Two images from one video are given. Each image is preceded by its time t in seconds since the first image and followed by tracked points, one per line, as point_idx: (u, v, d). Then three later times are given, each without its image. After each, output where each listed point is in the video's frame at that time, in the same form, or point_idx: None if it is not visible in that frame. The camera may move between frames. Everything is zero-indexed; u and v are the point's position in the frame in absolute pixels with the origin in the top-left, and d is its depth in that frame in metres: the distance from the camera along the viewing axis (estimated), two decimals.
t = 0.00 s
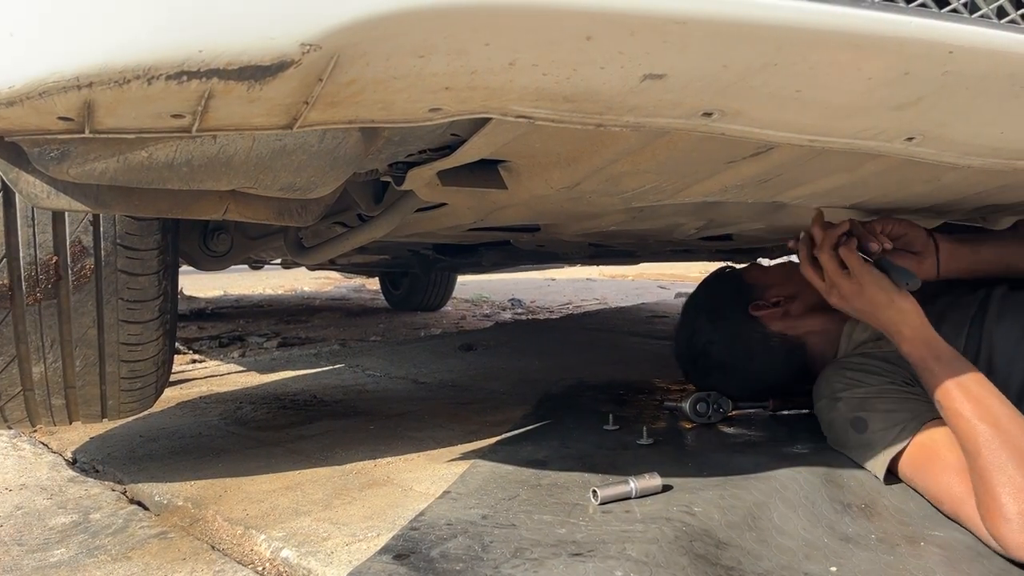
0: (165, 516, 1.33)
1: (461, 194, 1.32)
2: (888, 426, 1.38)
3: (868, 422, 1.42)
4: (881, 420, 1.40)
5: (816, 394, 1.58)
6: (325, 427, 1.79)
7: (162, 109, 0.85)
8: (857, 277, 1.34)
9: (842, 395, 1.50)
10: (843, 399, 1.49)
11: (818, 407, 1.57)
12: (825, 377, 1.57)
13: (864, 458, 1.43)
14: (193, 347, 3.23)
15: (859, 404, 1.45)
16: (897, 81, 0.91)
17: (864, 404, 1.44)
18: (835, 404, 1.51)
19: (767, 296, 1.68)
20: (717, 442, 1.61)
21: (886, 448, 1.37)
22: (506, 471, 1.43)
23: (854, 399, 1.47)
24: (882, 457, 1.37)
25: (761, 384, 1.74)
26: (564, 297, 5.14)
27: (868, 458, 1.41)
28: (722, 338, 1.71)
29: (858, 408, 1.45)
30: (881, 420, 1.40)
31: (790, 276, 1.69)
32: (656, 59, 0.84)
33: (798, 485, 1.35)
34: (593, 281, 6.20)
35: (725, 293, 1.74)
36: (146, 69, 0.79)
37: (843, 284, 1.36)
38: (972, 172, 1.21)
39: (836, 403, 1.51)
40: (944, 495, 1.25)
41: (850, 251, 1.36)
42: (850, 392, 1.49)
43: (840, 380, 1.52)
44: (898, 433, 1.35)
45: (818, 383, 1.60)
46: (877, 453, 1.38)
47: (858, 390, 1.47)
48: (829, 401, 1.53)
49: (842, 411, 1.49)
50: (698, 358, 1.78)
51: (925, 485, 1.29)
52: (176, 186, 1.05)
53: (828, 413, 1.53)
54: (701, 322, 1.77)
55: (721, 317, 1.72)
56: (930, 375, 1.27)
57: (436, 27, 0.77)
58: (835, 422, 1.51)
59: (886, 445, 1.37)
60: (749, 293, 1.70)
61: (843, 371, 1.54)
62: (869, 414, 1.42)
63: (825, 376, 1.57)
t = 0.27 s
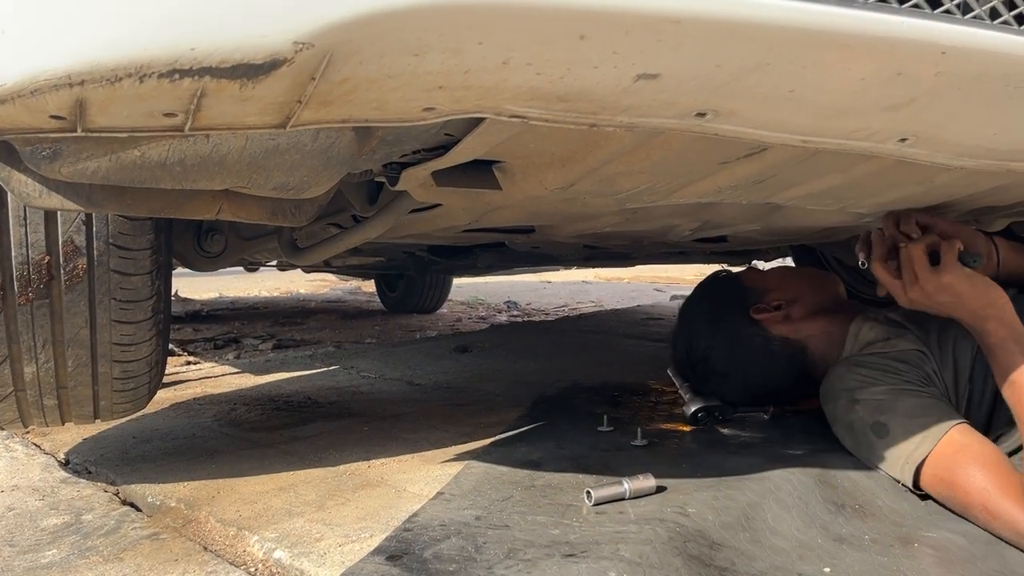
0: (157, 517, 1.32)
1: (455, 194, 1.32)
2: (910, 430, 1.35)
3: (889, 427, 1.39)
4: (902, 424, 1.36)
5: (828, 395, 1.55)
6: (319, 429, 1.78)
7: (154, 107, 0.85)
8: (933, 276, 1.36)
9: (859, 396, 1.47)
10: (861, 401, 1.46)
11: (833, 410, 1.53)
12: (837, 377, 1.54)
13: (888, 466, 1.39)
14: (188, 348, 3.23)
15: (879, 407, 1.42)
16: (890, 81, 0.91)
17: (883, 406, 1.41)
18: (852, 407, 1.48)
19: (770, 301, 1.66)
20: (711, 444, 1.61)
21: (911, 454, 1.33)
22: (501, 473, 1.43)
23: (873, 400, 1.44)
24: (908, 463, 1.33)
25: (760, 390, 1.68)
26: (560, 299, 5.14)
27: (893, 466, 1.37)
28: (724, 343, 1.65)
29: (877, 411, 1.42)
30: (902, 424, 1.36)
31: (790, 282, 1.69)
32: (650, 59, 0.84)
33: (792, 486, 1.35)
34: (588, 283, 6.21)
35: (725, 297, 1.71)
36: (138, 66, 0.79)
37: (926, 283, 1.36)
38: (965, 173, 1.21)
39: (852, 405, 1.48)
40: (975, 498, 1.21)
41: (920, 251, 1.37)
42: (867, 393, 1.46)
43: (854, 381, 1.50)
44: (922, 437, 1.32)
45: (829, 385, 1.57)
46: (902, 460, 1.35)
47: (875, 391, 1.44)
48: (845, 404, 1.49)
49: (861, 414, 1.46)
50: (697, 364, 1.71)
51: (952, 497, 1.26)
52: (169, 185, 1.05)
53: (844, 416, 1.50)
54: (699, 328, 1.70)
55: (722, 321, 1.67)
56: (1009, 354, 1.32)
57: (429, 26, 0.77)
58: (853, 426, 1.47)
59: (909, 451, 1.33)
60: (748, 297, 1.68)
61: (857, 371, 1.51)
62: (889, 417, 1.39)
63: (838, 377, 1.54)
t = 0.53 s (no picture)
0: (151, 521, 1.32)
1: (449, 198, 1.32)
2: (943, 436, 1.27)
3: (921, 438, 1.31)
4: (935, 432, 1.29)
5: (848, 409, 1.48)
6: (313, 433, 1.78)
7: (148, 111, 0.85)
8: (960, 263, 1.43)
9: (885, 408, 1.40)
10: (887, 412, 1.39)
11: (852, 424, 1.46)
12: (859, 389, 1.48)
13: (920, 480, 1.30)
14: (182, 351, 3.22)
15: (907, 418, 1.35)
16: (883, 87, 0.91)
17: (913, 415, 1.34)
18: (876, 419, 1.41)
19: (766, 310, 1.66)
20: (706, 448, 1.61)
21: (949, 463, 1.25)
22: (495, 477, 1.43)
23: (900, 411, 1.37)
24: (949, 473, 1.24)
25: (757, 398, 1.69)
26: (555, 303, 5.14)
27: (928, 479, 1.28)
28: (719, 353, 1.65)
29: (905, 421, 1.35)
30: (935, 432, 1.29)
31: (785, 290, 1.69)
32: (644, 64, 0.84)
33: (786, 490, 1.35)
34: (583, 287, 6.21)
35: (721, 304, 1.71)
36: (132, 70, 0.79)
37: (948, 269, 1.43)
38: (958, 178, 1.22)
39: (878, 417, 1.41)
40: None
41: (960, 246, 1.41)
42: (893, 404, 1.40)
43: (878, 393, 1.44)
44: (957, 442, 1.25)
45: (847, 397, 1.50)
46: (941, 471, 1.25)
47: (902, 401, 1.39)
48: (871, 416, 1.42)
49: (887, 425, 1.38)
50: (692, 373, 1.71)
51: (997, 503, 1.19)
52: (162, 189, 1.05)
53: (867, 429, 1.42)
54: (694, 336, 1.71)
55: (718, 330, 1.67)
56: None
57: (424, 31, 0.78)
58: (879, 438, 1.39)
59: (948, 460, 1.25)
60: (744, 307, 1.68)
61: (877, 383, 1.46)
62: (921, 425, 1.32)
63: (858, 389, 1.48)
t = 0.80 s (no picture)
0: (145, 525, 1.31)
1: (445, 202, 1.32)
2: (971, 399, 1.24)
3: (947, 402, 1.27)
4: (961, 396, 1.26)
5: (867, 379, 1.45)
6: (308, 436, 1.78)
7: (144, 114, 0.85)
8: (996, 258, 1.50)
9: (907, 376, 1.37)
10: (910, 378, 1.36)
11: (871, 394, 1.42)
12: (879, 361, 1.45)
13: (945, 444, 1.25)
14: (177, 355, 3.21)
15: (931, 383, 1.32)
16: (877, 91, 0.92)
17: (937, 381, 1.32)
18: (897, 387, 1.37)
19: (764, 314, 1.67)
20: (701, 451, 1.61)
21: (978, 423, 1.21)
22: (490, 480, 1.43)
23: (923, 377, 1.35)
24: (978, 433, 1.20)
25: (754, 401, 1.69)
26: (550, 306, 5.14)
27: (954, 440, 1.24)
28: (715, 357, 1.67)
29: (929, 386, 1.32)
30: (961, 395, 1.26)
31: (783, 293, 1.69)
32: (639, 69, 0.85)
33: (781, 493, 1.36)
34: (579, 290, 6.21)
35: (717, 309, 1.72)
36: (127, 73, 0.79)
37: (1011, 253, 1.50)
38: (952, 183, 1.22)
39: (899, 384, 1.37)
40: None
41: None
42: (915, 372, 1.37)
43: (898, 362, 1.42)
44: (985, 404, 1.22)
45: (865, 369, 1.47)
46: (969, 432, 1.21)
47: (925, 368, 1.36)
48: (892, 384, 1.39)
49: (909, 392, 1.35)
50: (688, 377, 1.72)
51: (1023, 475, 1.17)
52: (158, 192, 1.05)
53: (887, 398, 1.38)
54: (692, 340, 1.72)
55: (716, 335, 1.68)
56: None
57: (420, 35, 0.78)
58: (902, 405, 1.35)
59: (976, 419, 1.21)
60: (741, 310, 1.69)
61: (896, 355, 1.44)
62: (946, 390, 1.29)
63: (877, 361, 1.46)
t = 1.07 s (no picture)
0: (139, 529, 1.31)
1: (441, 205, 1.32)
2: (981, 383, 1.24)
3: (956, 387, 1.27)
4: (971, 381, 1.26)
5: (875, 368, 1.45)
6: (303, 439, 1.78)
7: (139, 118, 0.85)
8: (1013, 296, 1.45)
9: (917, 362, 1.37)
10: (919, 365, 1.36)
11: (880, 381, 1.42)
12: (887, 350, 1.45)
13: (957, 428, 1.25)
14: (172, 357, 3.21)
15: (940, 369, 1.32)
16: (871, 95, 0.92)
17: (946, 367, 1.32)
18: (906, 374, 1.37)
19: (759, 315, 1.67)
20: (696, 454, 1.62)
21: (990, 406, 1.20)
22: (485, 483, 1.43)
23: (932, 363, 1.34)
24: (989, 416, 1.20)
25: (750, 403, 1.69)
26: (546, 309, 5.15)
27: (966, 423, 1.23)
28: (711, 358, 1.66)
29: (938, 372, 1.32)
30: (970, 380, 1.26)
31: (777, 296, 1.70)
32: (634, 73, 0.85)
33: (776, 496, 1.36)
34: (575, 293, 6.22)
35: (712, 311, 1.72)
36: (122, 77, 0.79)
37: None
38: (946, 186, 1.23)
39: (908, 370, 1.37)
40: None
41: None
42: (925, 359, 1.37)
43: (907, 350, 1.41)
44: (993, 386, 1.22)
45: (873, 360, 1.47)
46: (981, 415, 1.21)
47: (933, 355, 1.36)
48: (901, 370, 1.39)
49: (918, 379, 1.34)
50: (684, 378, 1.72)
51: None
52: (153, 196, 1.05)
53: (897, 385, 1.38)
54: (687, 342, 1.72)
55: (711, 335, 1.68)
56: None
57: (415, 39, 0.78)
58: (909, 391, 1.35)
59: (988, 402, 1.21)
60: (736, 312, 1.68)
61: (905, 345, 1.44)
62: (955, 375, 1.29)
63: (886, 350, 1.46)
